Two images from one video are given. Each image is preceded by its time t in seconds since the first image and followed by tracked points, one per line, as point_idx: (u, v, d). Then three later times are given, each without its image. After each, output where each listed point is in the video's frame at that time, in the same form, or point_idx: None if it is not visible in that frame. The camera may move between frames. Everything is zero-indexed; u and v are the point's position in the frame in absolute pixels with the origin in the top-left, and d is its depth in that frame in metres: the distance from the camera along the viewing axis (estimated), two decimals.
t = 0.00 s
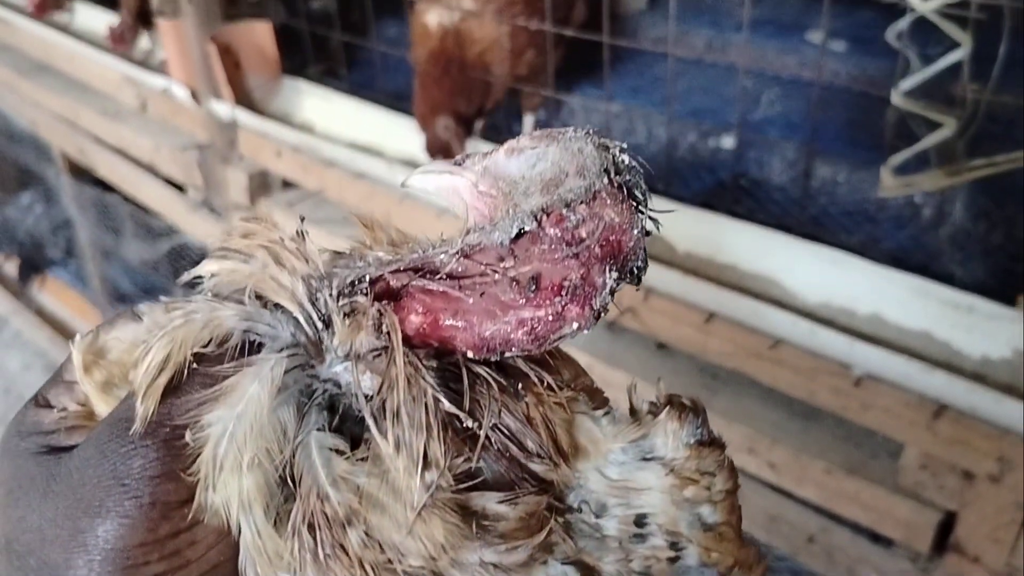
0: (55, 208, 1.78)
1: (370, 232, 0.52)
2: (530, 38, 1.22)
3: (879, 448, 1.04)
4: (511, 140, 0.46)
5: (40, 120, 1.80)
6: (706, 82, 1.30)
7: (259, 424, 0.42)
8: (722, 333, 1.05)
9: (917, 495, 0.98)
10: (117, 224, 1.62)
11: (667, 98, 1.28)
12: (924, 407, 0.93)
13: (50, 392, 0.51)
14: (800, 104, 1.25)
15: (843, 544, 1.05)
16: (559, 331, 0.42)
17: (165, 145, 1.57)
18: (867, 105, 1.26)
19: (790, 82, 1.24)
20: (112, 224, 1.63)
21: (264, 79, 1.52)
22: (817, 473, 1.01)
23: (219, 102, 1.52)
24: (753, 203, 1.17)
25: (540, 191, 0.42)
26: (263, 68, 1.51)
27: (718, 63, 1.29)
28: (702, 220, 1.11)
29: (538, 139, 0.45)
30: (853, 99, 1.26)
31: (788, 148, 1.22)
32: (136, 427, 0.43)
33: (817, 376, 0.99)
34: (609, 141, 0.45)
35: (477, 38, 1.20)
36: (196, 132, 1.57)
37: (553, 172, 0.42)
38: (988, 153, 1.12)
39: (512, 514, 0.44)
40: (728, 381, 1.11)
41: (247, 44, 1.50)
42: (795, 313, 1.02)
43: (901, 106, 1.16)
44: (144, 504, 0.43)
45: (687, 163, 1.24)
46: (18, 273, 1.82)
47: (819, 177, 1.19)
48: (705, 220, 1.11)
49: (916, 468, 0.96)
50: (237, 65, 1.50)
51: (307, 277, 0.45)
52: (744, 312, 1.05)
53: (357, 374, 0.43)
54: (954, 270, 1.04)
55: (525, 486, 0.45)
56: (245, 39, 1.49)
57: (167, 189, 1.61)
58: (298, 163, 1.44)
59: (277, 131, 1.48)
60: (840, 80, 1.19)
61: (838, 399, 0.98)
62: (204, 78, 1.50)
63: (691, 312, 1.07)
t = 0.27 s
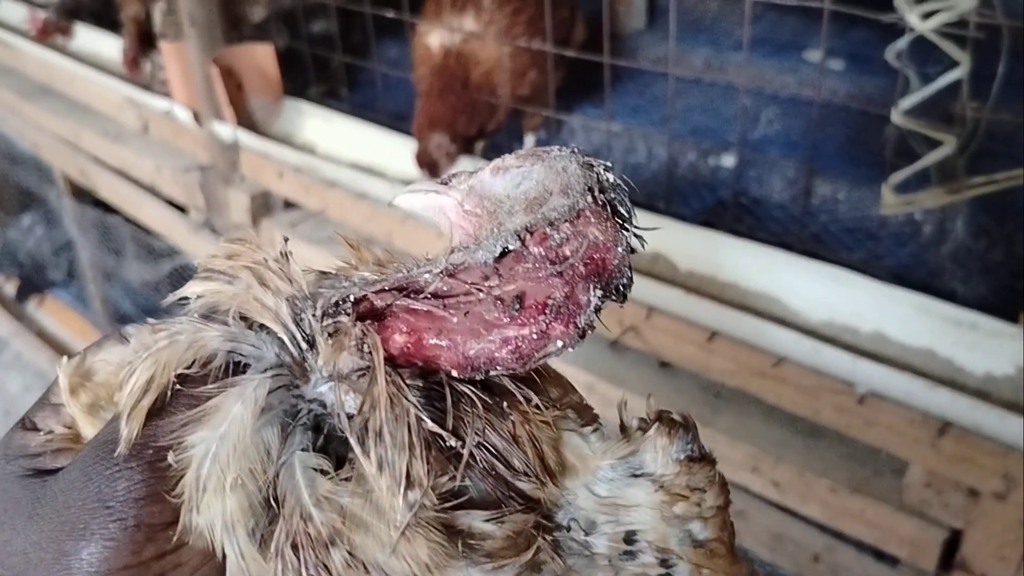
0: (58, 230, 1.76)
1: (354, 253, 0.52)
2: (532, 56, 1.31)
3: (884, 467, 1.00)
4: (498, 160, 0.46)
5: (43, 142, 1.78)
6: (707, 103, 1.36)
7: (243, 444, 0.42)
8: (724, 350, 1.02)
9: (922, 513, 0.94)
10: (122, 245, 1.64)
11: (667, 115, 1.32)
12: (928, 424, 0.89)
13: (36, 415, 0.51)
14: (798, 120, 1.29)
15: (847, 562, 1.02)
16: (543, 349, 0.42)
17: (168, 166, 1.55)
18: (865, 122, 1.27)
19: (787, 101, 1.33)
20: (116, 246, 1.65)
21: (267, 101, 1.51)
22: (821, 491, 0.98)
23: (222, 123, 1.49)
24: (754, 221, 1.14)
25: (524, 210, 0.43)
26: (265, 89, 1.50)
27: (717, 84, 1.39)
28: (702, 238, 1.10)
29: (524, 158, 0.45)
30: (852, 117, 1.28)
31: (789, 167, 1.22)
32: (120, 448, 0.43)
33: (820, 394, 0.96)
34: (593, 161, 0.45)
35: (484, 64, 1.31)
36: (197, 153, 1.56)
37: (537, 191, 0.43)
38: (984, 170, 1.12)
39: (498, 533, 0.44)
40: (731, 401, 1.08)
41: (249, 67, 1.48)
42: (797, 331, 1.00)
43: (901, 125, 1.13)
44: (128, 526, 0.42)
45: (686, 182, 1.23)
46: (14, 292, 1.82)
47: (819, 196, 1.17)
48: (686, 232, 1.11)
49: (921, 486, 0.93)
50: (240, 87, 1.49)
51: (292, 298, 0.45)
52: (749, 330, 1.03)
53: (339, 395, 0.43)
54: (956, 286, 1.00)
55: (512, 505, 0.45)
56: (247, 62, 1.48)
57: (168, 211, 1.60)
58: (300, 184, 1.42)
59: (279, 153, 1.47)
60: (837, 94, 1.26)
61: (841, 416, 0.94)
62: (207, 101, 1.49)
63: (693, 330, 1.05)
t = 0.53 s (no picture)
0: (54, 232, 1.89)
1: (331, 245, 0.52)
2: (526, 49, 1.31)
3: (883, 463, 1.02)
4: (475, 151, 0.46)
5: (39, 144, 1.84)
6: (705, 100, 1.38)
7: (217, 440, 0.42)
8: (722, 347, 1.04)
9: (922, 507, 0.96)
10: (116, 247, 1.70)
11: (665, 112, 1.33)
12: (928, 420, 0.92)
13: (10, 411, 0.51)
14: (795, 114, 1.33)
15: (848, 558, 1.04)
16: (521, 342, 0.42)
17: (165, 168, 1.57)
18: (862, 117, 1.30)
19: (784, 97, 1.36)
20: (111, 247, 1.72)
21: (263, 100, 1.50)
22: (822, 487, 1.00)
23: (218, 124, 1.49)
24: (751, 217, 1.15)
25: (500, 203, 0.43)
26: (261, 88, 1.49)
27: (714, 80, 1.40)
28: (696, 234, 1.11)
29: (501, 150, 0.45)
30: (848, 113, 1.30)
31: (785, 162, 1.24)
32: (91, 444, 0.43)
33: (820, 390, 0.98)
34: (571, 152, 0.44)
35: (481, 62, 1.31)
36: (194, 154, 1.58)
37: (513, 183, 0.43)
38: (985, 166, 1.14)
39: (476, 527, 0.44)
40: (731, 397, 1.11)
41: (244, 66, 1.47)
42: (796, 326, 1.01)
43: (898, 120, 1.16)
44: (100, 522, 0.42)
45: (684, 181, 1.23)
46: (12, 294, 1.91)
47: (817, 191, 1.19)
48: (661, 222, 1.14)
49: (922, 482, 0.95)
50: (235, 87, 1.48)
51: (266, 291, 0.45)
52: (749, 326, 1.04)
53: (313, 390, 0.43)
54: (955, 281, 1.02)
55: (489, 498, 0.45)
56: (243, 61, 1.47)
57: (163, 211, 1.62)
58: (297, 183, 1.43)
59: (275, 151, 1.46)
60: (834, 88, 1.29)
61: (841, 413, 0.97)
62: (203, 101, 1.48)
63: (693, 327, 1.07)
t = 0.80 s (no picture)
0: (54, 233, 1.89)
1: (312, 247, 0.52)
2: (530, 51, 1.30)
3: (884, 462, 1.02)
4: (459, 152, 0.46)
5: (38, 145, 1.84)
6: (703, 101, 1.39)
7: (196, 442, 0.41)
8: (722, 347, 1.05)
9: (922, 506, 0.96)
10: (116, 248, 1.69)
11: (664, 111, 1.33)
12: (928, 418, 0.92)
13: None
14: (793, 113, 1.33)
15: (850, 558, 1.04)
16: (503, 345, 0.42)
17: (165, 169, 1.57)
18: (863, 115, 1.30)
19: (784, 95, 1.35)
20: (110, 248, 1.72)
21: (262, 101, 1.49)
22: (823, 486, 1.00)
23: (218, 124, 1.49)
24: (751, 216, 1.15)
25: (483, 205, 0.42)
26: (260, 88, 1.49)
27: (714, 80, 1.41)
28: (691, 233, 1.11)
29: (485, 152, 0.45)
30: (846, 112, 1.31)
31: (784, 160, 1.25)
32: (71, 447, 0.43)
33: (820, 389, 0.98)
34: (555, 154, 0.44)
35: (485, 63, 1.31)
36: (193, 154, 1.58)
37: (497, 185, 0.42)
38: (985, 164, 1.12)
39: (458, 530, 0.43)
40: (730, 395, 1.11)
41: (242, 66, 1.47)
42: (795, 326, 1.01)
43: (899, 119, 1.17)
44: (79, 526, 0.42)
45: (683, 179, 1.24)
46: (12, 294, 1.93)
47: (817, 189, 1.19)
48: (655, 219, 1.13)
49: (922, 480, 0.95)
50: (235, 87, 1.47)
51: (246, 293, 0.45)
52: (747, 326, 1.04)
53: (293, 393, 0.43)
54: (955, 280, 1.01)
55: (471, 501, 0.45)
56: (242, 62, 1.47)
57: (164, 211, 1.60)
58: (297, 184, 1.43)
59: (274, 151, 1.46)
60: (832, 89, 1.25)
61: (843, 412, 0.97)
62: (203, 102, 1.48)
63: (694, 327, 1.07)
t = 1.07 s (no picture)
0: (55, 226, 1.83)
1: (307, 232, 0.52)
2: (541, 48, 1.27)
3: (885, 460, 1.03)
4: (456, 140, 0.46)
5: (41, 138, 1.82)
6: (707, 98, 1.39)
7: (189, 427, 0.41)
8: (727, 344, 1.05)
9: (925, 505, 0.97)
10: (117, 242, 1.67)
11: (668, 109, 1.35)
12: (932, 416, 0.93)
13: None
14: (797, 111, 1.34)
15: (852, 556, 1.04)
16: (498, 334, 0.42)
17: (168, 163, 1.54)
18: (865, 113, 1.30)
19: (786, 93, 1.36)
20: (112, 242, 1.70)
21: (264, 95, 1.48)
22: (826, 485, 1.00)
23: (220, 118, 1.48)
24: (754, 214, 1.15)
25: (480, 193, 0.42)
26: (262, 83, 1.47)
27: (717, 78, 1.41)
28: (693, 230, 1.12)
29: (482, 140, 0.44)
30: (847, 111, 1.32)
31: (788, 160, 1.24)
32: (61, 431, 0.42)
33: (823, 387, 0.99)
34: (552, 143, 0.44)
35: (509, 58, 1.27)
36: (195, 147, 1.55)
37: (494, 173, 0.42)
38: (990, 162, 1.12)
39: (452, 516, 0.43)
40: (732, 394, 1.11)
41: (245, 60, 1.45)
42: (798, 323, 1.01)
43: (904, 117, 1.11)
44: (69, 510, 0.41)
45: (686, 176, 1.24)
46: (9, 287, 1.78)
47: (821, 188, 1.20)
48: (657, 215, 1.14)
49: (924, 479, 0.96)
50: (237, 82, 1.46)
51: (240, 277, 0.44)
52: (750, 322, 1.04)
53: (288, 378, 0.42)
54: (959, 279, 1.02)
55: (464, 488, 0.44)
56: (246, 55, 1.45)
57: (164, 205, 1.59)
58: (299, 178, 1.43)
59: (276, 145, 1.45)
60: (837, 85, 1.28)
61: (844, 410, 0.98)
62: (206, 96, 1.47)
63: (695, 324, 1.08)
